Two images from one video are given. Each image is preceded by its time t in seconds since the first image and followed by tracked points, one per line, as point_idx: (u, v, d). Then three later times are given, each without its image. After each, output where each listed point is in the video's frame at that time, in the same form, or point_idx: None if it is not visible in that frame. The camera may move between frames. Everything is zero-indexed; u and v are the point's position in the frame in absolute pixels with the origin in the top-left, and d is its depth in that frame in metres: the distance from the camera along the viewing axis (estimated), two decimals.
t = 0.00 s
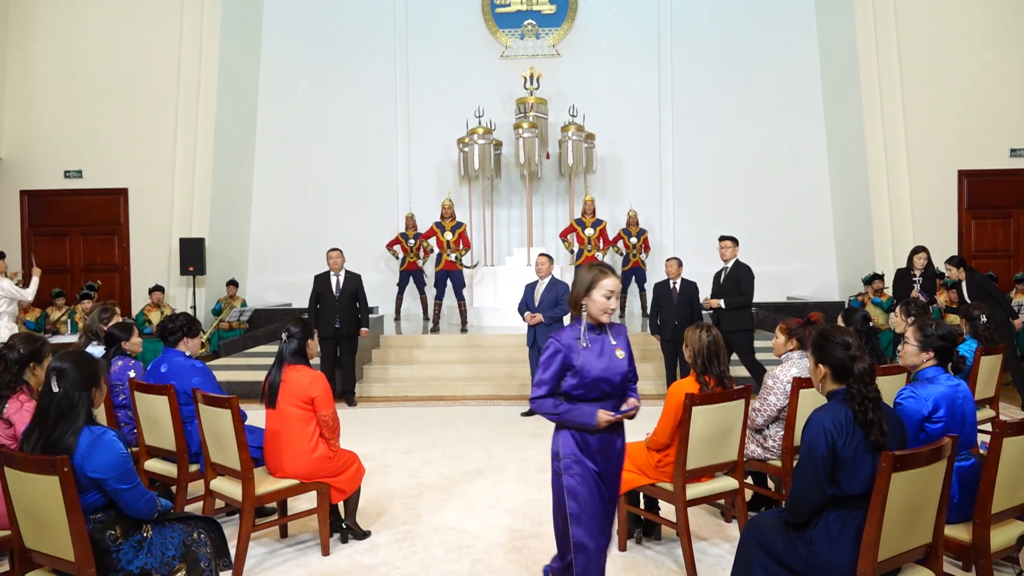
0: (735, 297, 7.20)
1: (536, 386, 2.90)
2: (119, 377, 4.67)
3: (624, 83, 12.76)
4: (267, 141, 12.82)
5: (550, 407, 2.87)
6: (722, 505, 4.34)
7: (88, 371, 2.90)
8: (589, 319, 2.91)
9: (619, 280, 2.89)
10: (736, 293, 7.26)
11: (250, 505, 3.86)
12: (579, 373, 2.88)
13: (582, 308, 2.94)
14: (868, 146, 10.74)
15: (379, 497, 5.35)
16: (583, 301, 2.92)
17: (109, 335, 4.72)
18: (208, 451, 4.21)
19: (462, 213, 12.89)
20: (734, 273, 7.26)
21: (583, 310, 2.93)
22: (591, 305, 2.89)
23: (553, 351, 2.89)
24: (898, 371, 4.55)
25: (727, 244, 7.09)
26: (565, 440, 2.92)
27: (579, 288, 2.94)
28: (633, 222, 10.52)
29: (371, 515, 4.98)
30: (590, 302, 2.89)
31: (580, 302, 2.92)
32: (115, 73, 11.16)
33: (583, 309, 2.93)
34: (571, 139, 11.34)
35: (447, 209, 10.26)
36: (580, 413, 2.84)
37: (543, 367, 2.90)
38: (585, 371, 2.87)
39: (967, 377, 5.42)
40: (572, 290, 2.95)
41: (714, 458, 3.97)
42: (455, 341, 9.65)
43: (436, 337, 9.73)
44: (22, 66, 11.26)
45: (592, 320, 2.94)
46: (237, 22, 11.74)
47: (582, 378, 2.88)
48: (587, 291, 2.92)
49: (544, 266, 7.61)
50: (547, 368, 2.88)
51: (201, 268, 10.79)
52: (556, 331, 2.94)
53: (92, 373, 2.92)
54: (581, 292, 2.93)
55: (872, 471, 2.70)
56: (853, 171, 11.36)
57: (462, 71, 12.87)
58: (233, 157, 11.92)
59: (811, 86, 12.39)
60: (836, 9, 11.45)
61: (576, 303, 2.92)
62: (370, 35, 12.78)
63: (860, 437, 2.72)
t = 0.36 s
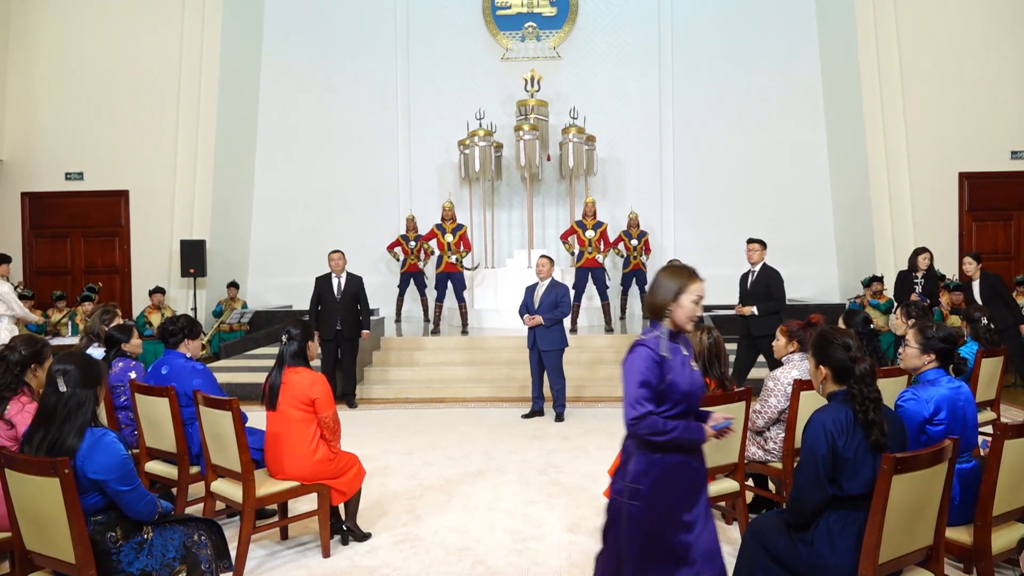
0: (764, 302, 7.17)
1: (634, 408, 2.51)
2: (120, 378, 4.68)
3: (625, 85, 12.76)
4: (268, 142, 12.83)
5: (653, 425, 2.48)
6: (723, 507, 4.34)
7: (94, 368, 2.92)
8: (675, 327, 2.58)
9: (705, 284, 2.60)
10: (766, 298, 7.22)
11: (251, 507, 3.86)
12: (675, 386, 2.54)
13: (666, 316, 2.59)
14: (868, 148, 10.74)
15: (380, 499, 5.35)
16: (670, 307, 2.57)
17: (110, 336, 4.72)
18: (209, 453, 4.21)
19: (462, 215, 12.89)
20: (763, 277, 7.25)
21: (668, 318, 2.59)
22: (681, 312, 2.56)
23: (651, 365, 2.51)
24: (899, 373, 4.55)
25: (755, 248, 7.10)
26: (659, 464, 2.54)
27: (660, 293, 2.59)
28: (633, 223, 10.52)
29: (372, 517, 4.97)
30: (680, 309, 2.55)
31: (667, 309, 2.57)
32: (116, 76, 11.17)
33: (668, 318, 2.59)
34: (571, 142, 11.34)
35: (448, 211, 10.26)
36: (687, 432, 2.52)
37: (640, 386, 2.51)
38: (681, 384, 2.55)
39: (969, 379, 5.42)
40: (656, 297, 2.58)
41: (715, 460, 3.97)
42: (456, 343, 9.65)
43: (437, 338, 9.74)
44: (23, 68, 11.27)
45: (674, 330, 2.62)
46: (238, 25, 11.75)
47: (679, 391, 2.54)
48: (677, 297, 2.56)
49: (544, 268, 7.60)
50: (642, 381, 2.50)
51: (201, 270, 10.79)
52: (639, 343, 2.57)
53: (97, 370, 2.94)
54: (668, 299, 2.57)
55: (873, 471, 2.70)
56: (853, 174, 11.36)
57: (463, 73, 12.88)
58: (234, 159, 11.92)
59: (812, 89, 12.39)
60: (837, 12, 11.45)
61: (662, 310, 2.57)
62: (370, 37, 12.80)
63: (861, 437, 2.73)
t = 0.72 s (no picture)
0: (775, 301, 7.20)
1: (750, 402, 2.32)
2: (119, 377, 4.68)
3: (624, 84, 12.75)
4: (267, 141, 12.82)
5: (782, 429, 2.31)
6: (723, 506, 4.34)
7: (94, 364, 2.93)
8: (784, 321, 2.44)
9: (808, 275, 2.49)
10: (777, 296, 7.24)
11: (251, 505, 3.86)
12: (793, 387, 2.38)
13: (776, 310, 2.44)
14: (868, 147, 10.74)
15: (379, 498, 5.35)
16: (779, 298, 2.42)
17: (110, 335, 4.72)
18: (209, 452, 4.21)
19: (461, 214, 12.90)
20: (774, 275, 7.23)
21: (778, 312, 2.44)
22: (792, 304, 2.43)
23: (773, 360, 2.34)
24: (898, 372, 4.56)
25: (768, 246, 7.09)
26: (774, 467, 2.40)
27: (767, 283, 2.44)
28: (633, 222, 10.53)
29: (372, 515, 4.97)
30: (791, 299, 2.42)
31: (777, 300, 2.42)
32: (115, 75, 11.17)
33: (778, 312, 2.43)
34: (571, 141, 11.33)
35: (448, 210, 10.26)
36: (805, 433, 2.35)
37: (757, 378, 2.33)
38: (797, 384, 2.39)
39: (969, 379, 5.43)
40: (763, 285, 2.43)
41: (715, 459, 3.97)
42: (456, 342, 9.66)
43: (436, 338, 9.75)
44: (23, 67, 11.26)
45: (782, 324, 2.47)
46: (238, 24, 11.74)
47: (796, 392, 2.39)
48: (786, 287, 2.42)
49: (545, 266, 7.60)
50: (769, 380, 2.32)
51: (201, 269, 10.80)
52: (756, 337, 2.39)
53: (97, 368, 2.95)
54: (777, 288, 2.42)
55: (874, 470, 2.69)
56: (853, 173, 11.37)
57: (463, 72, 12.88)
58: (234, 159, 11.92)
59: (812, 88, 12.39)
60: (837, 11, 11.45)
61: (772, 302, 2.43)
62: (370, 37, 12.79)
63: (861, 435, 2.72)
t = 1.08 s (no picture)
0: (775, 300, 7.22)
1: (932, 414, 2.21)
2: (118, 376, 4.67)
3: (623, 83, 12.74)
4: (266, 140, 12.81)
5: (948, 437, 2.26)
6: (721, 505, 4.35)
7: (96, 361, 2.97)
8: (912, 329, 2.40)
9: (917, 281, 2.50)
10: (777, 295, 7.26)
11: (249, 504, 3.86)
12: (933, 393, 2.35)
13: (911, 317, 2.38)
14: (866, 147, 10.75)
15: (378, 497, 5.35)
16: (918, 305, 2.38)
17: (109, 334, 4.71)
18: (207, 451, 4.20)
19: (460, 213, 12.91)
20: (775, 274, 7.24)
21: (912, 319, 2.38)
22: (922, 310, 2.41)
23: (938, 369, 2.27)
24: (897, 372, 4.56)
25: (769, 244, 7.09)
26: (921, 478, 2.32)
27: (904, 294, 2.38)
28: (632, 222, 10.54)
29: (370, 514, 4.97)
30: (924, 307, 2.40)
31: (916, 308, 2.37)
32: (114, 73, 11.16)
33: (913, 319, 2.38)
34: (570, 140, 11.33)
35: (447, 209, 10.26)
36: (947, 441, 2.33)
37: (932, 387, 2.23)
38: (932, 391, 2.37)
39: (967, 379, 5.44)
40: (905, 295, 2.36)
41: (714, 458, 3.98)
42: (454, 341, 9.66)
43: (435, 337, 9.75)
44: (22, 66, 11.24)
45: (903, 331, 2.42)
46: (236, 23, 11.72)
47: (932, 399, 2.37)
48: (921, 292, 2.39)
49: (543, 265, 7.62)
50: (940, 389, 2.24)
51: (199, 267, 10.80)
52: (914, 344, 2.29)
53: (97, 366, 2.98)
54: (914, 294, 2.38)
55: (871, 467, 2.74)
56: (852, 172, 11.38)
57: (462, 72, 12.89)
58: (232, 158, 11.92)
59: (811, 87, 12.39)
60: (835, 11, 11.46)
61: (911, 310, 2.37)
62: (369, 35, 12.78)
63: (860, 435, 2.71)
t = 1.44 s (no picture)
0: (771, 298, 7.22)
1: None
2: (116, 375, 4.65)
3: (621, 82, 12.74)
4: (263, 139, 12.79)
5: None
6: (718, 504, 4.35)
7: (89, 365, 2.94)
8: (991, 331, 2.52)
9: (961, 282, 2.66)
10: (773, 294, 7.25)
11: (246, 504, 3.85)
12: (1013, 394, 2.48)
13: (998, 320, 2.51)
14: (863, 146, 10.77)
15: (375, 496, 5.35)
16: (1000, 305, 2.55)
17: (106, 333, 4.70)
18: (204, 450, 4.20)
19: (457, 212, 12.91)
20: (771, 273, 7.24)
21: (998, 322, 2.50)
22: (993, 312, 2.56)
23: None
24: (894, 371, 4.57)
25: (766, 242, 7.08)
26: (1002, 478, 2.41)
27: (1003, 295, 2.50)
28: (629, 221, 10.55)
29: (368, 514, 4.97)
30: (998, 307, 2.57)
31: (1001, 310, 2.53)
32: (110, 73, 11.14)
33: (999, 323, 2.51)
34: (568, 139, 11.32)
35: (444, 208, 10.27)
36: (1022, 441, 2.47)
37: None
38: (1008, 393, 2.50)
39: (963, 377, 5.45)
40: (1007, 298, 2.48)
41: (712, 457, 3.98)
42: (451, 340, 9.66)
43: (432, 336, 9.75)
44: (17, 65, 11.21)
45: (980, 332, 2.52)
46: (232, 21, 11.70)
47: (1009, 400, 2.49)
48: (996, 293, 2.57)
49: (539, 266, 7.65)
50: None
51: (196, 267, 10.81)
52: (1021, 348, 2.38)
53: (91, 370, 2.95)
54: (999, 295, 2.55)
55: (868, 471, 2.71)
56: (849, 172, 11.39)
57: (460, 70, 12.88)
58: (229, 157, 11.90)
59: (807, 86, 12.40)
60: (833, 9, 11.47)
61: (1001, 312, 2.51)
62: (367, 34, 12.77)
63: (857, 436, 2.71)
